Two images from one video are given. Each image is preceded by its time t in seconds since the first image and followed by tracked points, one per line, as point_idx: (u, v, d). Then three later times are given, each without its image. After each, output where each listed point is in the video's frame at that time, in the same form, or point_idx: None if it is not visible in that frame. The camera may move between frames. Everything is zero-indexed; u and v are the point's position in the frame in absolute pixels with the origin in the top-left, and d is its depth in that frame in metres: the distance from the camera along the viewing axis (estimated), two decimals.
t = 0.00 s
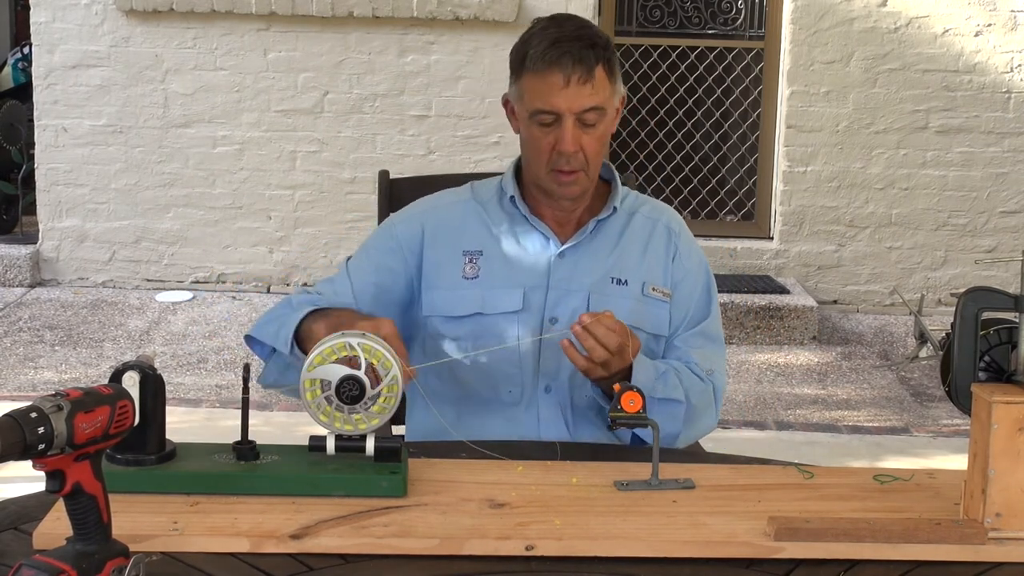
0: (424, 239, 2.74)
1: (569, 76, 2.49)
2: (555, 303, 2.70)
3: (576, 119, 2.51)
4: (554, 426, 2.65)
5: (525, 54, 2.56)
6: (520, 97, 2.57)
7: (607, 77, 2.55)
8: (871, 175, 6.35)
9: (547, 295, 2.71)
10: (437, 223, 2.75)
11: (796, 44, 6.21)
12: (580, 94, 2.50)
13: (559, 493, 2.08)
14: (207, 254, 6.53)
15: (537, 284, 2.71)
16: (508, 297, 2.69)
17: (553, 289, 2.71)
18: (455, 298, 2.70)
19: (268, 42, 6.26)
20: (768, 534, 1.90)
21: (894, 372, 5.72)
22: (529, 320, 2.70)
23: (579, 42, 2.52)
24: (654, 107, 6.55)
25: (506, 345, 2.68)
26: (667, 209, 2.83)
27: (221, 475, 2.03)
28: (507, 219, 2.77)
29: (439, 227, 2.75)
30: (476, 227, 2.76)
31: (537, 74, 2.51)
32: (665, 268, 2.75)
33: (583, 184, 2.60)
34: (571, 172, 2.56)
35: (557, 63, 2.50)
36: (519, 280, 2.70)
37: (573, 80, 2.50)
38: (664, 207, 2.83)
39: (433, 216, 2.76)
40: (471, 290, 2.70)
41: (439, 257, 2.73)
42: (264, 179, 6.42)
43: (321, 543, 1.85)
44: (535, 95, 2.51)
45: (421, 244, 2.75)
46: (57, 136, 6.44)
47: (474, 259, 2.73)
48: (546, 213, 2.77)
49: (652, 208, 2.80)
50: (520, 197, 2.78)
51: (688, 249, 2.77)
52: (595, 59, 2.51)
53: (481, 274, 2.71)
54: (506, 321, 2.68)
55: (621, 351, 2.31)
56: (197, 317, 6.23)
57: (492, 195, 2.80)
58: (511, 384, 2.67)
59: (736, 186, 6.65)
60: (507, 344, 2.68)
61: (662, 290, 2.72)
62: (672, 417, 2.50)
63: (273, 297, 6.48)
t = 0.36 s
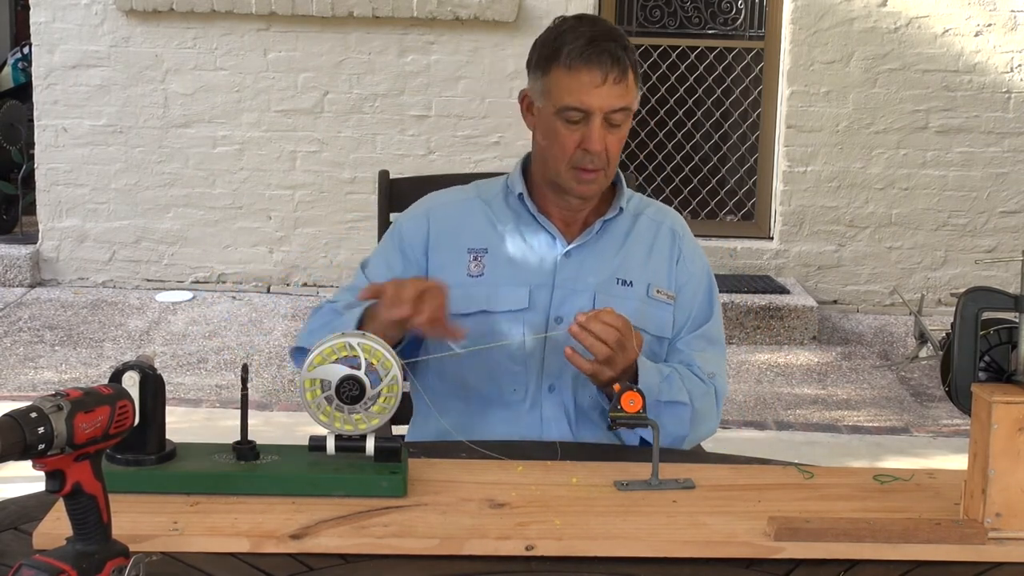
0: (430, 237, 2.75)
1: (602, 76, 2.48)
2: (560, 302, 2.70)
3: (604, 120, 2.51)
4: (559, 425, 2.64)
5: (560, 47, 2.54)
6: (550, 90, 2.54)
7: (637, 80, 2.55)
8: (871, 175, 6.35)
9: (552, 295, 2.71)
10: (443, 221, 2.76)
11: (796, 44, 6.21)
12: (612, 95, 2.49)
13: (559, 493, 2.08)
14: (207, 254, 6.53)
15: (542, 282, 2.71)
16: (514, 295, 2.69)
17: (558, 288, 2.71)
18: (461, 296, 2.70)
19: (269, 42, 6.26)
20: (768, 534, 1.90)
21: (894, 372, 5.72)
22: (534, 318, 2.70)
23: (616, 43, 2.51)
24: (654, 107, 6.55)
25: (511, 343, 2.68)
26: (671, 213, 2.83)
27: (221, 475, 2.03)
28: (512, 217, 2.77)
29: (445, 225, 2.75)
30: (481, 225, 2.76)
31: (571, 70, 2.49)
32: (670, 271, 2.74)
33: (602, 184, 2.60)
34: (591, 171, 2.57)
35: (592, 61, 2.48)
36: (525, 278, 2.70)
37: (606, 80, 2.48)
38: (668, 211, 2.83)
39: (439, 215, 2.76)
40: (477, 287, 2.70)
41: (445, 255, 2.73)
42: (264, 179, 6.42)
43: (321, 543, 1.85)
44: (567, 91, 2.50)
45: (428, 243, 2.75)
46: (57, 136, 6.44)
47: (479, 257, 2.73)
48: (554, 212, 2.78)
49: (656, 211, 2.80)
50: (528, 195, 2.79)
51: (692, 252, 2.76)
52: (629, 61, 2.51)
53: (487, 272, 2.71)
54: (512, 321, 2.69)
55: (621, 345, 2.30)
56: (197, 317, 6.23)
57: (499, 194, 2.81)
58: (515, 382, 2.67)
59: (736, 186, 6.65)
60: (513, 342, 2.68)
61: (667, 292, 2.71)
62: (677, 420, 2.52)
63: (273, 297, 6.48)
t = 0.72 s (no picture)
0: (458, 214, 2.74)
1: (607, 79, 2.47)
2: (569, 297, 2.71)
3: (609, 122, 2.50)
4: (564, 422, 2.64)
5: (565, 50, 2.53)
6: (555, 93, 2.54)
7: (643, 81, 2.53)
8: (871, 175, 6.35)
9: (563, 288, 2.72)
10: (470, 200, 2.76)
11: (796, 44, 6.21)
12: (616, 97, 2.48)
13: (559, 493, 2.08)
14: (207, 254, 6.53)
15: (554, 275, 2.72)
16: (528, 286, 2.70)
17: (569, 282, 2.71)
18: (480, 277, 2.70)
19: (269, 42, 6.26)
20: (768, 534, 1.90)
21: (894, 372, 5.72)
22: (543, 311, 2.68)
23: (621, 46, 2.50)
24: (654, 108, 6.55)
25: (521, 330, 2.67)
26: (678, 216, 2.82)
27: (221, 475, 2.03)
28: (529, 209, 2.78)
29: (471, 205, 2.75)
30: (503, 211, 2.76)
31: (577, 73, 2.49)
32: (674, 275, 2.73)
33: (609, 185, 2.60)
34: (598, 172, 2.56)
35: (597, 64, 2.47)
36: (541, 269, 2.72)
37: (612, 83, 2.48)
38: (676, 216, 2.82)
39: (466, 195, 2.76)
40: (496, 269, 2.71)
41: (467, 235, 2.74)
42: (264, 179, 6.42)
43: (321, 543, 1.85)
44: (572, 94, 2.49)
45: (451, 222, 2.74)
46: (57, 136, 6.44)
47: (500, 240, 2.74)
48: (563, 212, 2.78)
49: (663, 214, 2.79)
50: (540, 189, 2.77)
51: (698, 257, 2.75)
52: (634, 63, 2.50)
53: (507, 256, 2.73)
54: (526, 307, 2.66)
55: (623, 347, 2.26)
56: (197, 317, 6.23)
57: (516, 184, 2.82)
58: (521, 368, 2.66)
59: (736, 186, 6.65)
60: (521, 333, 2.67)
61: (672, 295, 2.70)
62: (677, 421, 2.52)
63: (273, 297, 6.48)
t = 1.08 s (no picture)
0: (455, 227, 2.74)
1: (598, 83, 2.46)
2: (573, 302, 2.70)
3: (602, 125, 2.49)
4: (567, 427, 2.65)
5: (560, 53, 2.53)
6: (550, 94, 2.55)
7: (639, 84, 2.51)
8: (871, 175, 6.35)
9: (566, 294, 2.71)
10: (468, 212, 2.75)
11: (796, 44, 6.21)
12: (608, 101, 2.47)
13: (559, 493, 2.08)
14: (207, 254, 6.54)
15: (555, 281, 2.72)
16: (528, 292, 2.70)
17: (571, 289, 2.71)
18: (478, 287, 2.69)
19: (269, 42, 6.25)
20: (769, 534, 1.90)
21: (894, 372, 5.72)
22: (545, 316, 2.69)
23: (614, 49, 2.48)
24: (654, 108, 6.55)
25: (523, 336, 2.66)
26: (690, 224, 2.80)
27: (221, 475, 2.03)
28: (532, 215, 2.77)
29: (470, 216, 2.75)
30: (503, 221, 2.75)
31: (567, 76, 2.49)
32: (683, 283, 2.72)
33: (606, 187, 2.60)
34: (593, 174, 2.56)
35: (587, 67, 2.47)
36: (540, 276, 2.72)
37: (603, 85, 2.47)
38: (686, 223, 2.80)
39: (467, 205, 2.76)
40: (493, 281, 2.70)
41: (465, 244, 2.73)
42: (264, 179, 6.42)
43: (321, 543, 1.85)
44: (563, 97, 2.50)
45: (451, 233, 2.74)
46: (57, 136, 6.44)
47: (498, 250, 2.73)
48: (571, 214, 2.78)
49: (674, 222, 2.77)
50: (548, 193, 2.78)
51: (709, 265, 2.74)
52: (627, 66, 2.48)
53: (503, 267, 2.71)
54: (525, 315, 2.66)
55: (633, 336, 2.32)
56: (197, 317, 6.24)
57: (520, 190, 2.81)
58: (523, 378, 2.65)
59: (736, 186, 6.65)
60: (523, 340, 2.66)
61: (680, 303, 2.69)
62: (682, 425, 2.53)
63: (273, 297, 6.49)
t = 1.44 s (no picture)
0: (448, 232, 2.77)
1: (566, 84, 2.45)
2: (568, 304, 2.70)
3: (575, 127, 2.49)
4: (563, 428, 2.65)
5: (535, 55, 2.53)
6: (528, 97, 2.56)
7: (612, 84, 2.49)
8: (871, 175, 6.35)
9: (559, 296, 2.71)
10: (462, 216, 2.78)
11: (796, 44, 6.21)
12: (577, 102, 2.46)
13: (559, 493, 2.08)
14: (207, 254, 6.54)
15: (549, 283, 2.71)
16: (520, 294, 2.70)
17: (564, 291, 2.71)
18: (469, 290, 2.70)
19: (269, 42, 6.25)
20: (768, 534, 1.90)
21: (894, 372, 5.72)
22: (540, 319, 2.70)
23: (584, 50, 2.47)
24: (654, 108, 6.55)
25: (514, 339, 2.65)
26: (693, 224, 2.78)
27: (221, 475, 2.03)
28: (527, 218, 2.77)
29: (463, 221, 2.77)
30: (496, 224, 2.77)
31: (538, 79, 2.49)
32: (683, 284, 2.70)
33: (586, 188, 2.59)
34: (571, 176, 2.55)
35: (555, 69, 2.46)
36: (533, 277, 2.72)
37: (572, 87, 2.46)
38: (690, 225, 2.78)
39: (462, 210, 2.78)
40: (484, 284, 2.70)
41: (458, 248, 2.75)
42: (264, 179, 6.42)
43: (321, 543, 1.86)
44: (535, 99, 2.50)
45: (446, 240, 2.77)
46: (57, 136, 6.44)
47: (490, 254, 2.73)
48: (566, 216, 2.77)
49: (675, 222, 2.76)
50: (540, 195, 2.78)
51: (711, 266, 2.72)
52: (597, 67, 2.47)
53: (494, 270, 2.71)
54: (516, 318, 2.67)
55: (610, 335, 2.33)
56: (197, 317, 6.24)
57: (515, 192, 2.81)
58: (516, 380, 2.65)
59: (736, 186, 6.65)
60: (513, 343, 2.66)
61: (678, 305, 2.68)
62: (677, 427, 2.53)
63: (273, 297, 6.49)
